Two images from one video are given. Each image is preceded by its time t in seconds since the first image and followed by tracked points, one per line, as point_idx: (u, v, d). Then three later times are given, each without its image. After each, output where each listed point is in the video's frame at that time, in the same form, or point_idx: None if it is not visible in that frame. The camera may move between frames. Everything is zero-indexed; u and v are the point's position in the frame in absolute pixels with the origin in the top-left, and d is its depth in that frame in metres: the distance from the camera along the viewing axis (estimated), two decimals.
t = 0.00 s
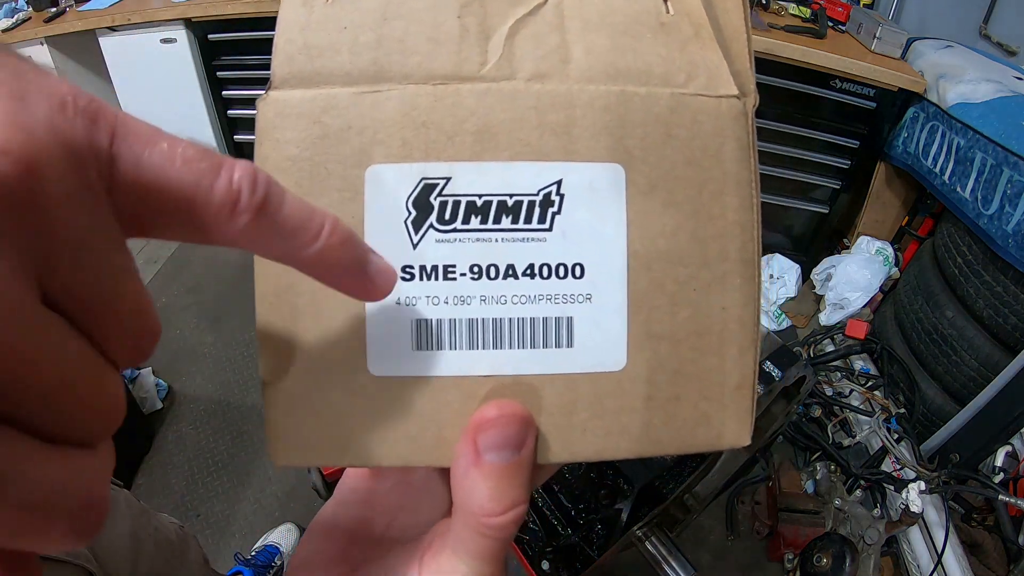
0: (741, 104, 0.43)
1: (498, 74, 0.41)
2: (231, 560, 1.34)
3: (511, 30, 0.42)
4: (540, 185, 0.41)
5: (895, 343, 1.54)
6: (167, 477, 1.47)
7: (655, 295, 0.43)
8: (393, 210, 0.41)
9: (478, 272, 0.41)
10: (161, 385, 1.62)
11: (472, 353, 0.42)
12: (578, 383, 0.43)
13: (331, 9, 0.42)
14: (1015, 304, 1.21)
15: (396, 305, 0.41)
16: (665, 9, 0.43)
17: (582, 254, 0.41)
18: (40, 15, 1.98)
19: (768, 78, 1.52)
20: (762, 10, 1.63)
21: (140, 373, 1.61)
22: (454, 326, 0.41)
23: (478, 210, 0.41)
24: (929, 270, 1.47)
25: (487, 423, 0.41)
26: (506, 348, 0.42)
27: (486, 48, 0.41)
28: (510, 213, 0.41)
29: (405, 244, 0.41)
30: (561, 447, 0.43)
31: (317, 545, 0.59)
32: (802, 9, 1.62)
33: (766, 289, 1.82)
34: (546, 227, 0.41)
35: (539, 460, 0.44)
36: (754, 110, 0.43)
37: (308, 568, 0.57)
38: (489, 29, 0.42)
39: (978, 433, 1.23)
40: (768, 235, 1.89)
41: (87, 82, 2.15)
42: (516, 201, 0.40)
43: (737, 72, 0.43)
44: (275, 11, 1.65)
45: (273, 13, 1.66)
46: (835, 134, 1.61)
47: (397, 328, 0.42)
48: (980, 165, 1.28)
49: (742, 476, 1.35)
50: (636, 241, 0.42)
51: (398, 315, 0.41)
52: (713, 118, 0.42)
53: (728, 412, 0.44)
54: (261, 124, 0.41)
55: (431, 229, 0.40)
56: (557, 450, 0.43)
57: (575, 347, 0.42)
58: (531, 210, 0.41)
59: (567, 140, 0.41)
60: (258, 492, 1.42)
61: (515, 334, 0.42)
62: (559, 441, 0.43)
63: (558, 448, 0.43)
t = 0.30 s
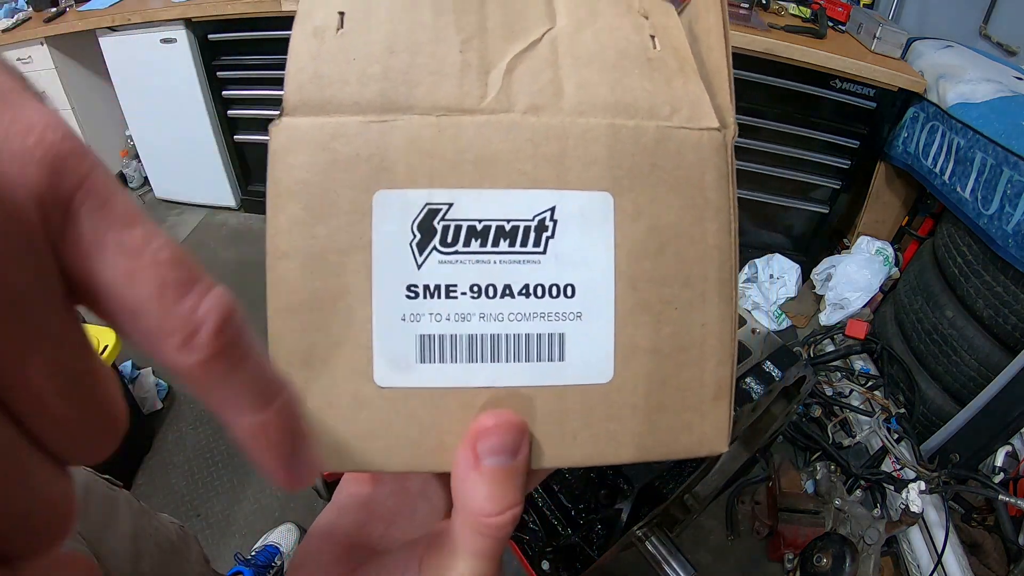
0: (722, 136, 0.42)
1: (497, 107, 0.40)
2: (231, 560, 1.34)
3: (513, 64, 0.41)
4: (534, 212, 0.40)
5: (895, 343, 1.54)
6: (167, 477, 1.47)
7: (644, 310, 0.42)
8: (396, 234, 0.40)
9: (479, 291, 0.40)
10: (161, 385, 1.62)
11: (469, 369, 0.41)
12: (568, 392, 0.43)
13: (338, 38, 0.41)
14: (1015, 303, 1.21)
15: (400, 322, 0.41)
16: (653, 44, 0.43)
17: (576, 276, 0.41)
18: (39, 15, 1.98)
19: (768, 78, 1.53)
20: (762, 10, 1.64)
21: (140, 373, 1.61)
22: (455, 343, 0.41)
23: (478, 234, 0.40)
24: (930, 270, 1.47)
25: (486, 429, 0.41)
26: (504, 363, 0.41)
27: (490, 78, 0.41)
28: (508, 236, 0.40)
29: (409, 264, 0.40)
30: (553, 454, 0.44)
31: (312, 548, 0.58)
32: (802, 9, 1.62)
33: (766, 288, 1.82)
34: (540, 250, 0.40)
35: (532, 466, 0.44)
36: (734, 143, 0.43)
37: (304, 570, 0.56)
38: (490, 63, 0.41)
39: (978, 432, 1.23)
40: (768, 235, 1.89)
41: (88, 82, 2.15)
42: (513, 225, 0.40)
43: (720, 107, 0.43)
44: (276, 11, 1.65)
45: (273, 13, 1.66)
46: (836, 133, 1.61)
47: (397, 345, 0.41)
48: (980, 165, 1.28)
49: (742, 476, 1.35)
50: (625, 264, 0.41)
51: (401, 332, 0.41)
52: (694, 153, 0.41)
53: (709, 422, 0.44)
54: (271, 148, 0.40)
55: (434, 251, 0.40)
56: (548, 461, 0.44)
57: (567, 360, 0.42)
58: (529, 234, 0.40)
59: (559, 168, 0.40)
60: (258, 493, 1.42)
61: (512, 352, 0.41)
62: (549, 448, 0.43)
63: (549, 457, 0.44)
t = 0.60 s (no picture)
0: (706, 139, 0.40)
1: (486, 113, 0.38)
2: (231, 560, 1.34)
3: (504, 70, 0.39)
4: (523, 216, 0.38)
5: (895, 343, 1.54)
6: (167, 477, 1.47)
7: (634, 313, 0.40)
8: (384, 238, 0.38)
9: (470, 296, 0.38)
10: (161, 385, 1.62)
11: (460, 376, 0.39)
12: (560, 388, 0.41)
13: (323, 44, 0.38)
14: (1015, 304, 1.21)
15: (392, 327, 0.39)
16: (637, 51, 0.41)
17: (567, 280, 0.39)
18: (39, 15, 1.99)
19: (768, 78, 1.54)
20: (762, 10, 1.63)
21: (140, 373, 1.62)
22: (449, 350, 0.39)
23: (469, 239, 0.38)
24: (930, 270, 1.47)
25: (483, 433, 0.39)
26: (499, 368, 0.40)
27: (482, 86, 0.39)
28: (497, 241, 0.38)
29: (401, 269, 0.38)
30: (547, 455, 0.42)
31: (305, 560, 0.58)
32: (803, 9, 1.62)
33: (766, 288, 1.82)
34: (531, 253, 0.38)
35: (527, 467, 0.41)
36: (719, 145, 0.40)
37: None
38: (477, 69, 0.39)
39: (978, 433, 1.23)
40: (767, 235, 1.89)
41: (88, 83, 2.16)
42: (504, 229, 0.38)
43: (702, 109, 0.40)
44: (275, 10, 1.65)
45: (272, 13, 1.65)
46: (835, 133, 1.62)
47: (389, 351, 0.39)
48: (980, 165, 1.28)
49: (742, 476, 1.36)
50: (615, 268, 0.39)
51: (394, 339, 0.39)
52: (681, 153, 0.39)
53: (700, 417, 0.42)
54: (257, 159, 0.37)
55: (425, 257, 0.38)
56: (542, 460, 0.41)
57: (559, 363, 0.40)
58: (518, 239, 0.38)
59: (548, 174, 0.38)
60: (258, 492, 1.42)
61: (502, 360, 0.40)
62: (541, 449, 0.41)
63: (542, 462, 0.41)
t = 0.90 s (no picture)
0: (678, 43, 0.39)
1: (435, 28, 0.38)
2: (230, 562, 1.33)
3: None
4: (485, 133, 0.37)
5: (895, 343, 1.54)
6: (167, 477, 1.47)
7: (617, 233, 0.39)
8: (333, 172, 0.37)
9: (431, 227, 0.37)
10: (161, 385, 1.62)
11: (425, 311, 0.38)
12: (548, 345, 0.40)
13: None
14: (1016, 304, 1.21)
15: (347, 270, 0.38)
16: None
17: (536, 201, 0.38)
18: (40, 15, 1.99)
19: (769, 78, 1.54)
20: (762, 10, 1.64)
21: (140, 373, 1.62)
22: (412, 287, 0.38)
23: (425, 165, 0.37)
24: (930, 270, 1.47)
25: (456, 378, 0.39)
26: (469, 302, 0.39)
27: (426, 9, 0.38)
28: (459, 163, 0.37)
29: (353, 206, 0.37)
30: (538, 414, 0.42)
31: (302, 531, 0.59)
32: (803, 9, 1.62)
33: (766, 288, 1.82)
34: (496, 175, 0.37)
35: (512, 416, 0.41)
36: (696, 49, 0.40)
37: (294, 551, 0.57)
38: None
39: (979, 433, 1.23)
40: (768, 234, 1.89)
41: (88, 83, 2.15)
42: (462, 152, 0.37)
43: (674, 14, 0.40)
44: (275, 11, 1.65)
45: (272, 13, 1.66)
46: (835, 134, 1.62)
47: (348, 293, 0.38)
48: (980, 165, 1.28)
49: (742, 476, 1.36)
50: (589, 183, 0.38)
51: (351, 279, 0.38)
52: (654, 59, 0.39)
53: (696, 341, 0.41)
54: (192, 100, 0.37)
55: (378, 187, 0.37)
56: (533, 407, 0.41)
57: (537, 294, 0.39)
58: (480, 158, 0.37)
59: (508, 85, 0.38)
60: (258, 492, 1.42)
61: (473, 288, 0.38)
62: (529, 402, 0.41)
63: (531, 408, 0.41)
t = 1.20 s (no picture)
0: (619, 72, 0.40)
1: (416, 63, 0.38)
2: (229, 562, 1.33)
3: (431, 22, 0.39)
4: (455, 148, 0.38)
5: (895, 343, 1.54)
6: (167, 477, 1.47)
7: (571, 238, 0.40)
8: (330, 182, 0.38)
9: (416, 226, 0.38)
10: (161, 385, 1.62)
11: (409, 305, 0.39)
12: (515, 325, 0.41)
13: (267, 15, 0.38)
14: (1015, 304, 1.21)
15: (345, 263, 0.38)
16: None
17: (504, 201, 0.39)
18: (40, 15, 1.99)
19: (773, 78, 1.54)
20: (762, 10, 1.64)
21: (140, 373, 1.62)
22: (403, 280, 0.39)
23: (410, 174, 0.38)
24: (930, 270, 1.47)
25: (439, 344, 0.39)
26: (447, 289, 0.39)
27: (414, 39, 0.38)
28: (436, 173, 0.38)
29: (348, 210, 0.38)
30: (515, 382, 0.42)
31: (290, 512, 0.59)
32: (802, 9, 1.62)
33: (766, 289, 1.83)
34: (467, 183, 0.38)
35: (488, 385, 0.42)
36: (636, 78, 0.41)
37: (284, 532, 0.57)
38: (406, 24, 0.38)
39: (979, 433, 1.23)
40: (768, 235, 1.89)
41: (88, 83, 2.15)
42: (441, 163, 0.38)
43: (616, 45, 0.40)
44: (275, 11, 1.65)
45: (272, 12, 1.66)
46: (835, 133, 1.62)
47: (344, 285, 0.38)
48: (980, 165, 1.28)
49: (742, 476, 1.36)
50: (548, 189, 0.39)
51: (348, 272, 0.38)
52: (600, 91, 0.39)
53: (638, 326, 0.42)
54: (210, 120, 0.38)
55: (370, 195, 0.38)
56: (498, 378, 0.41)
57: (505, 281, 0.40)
58: (453, 169, 0.38)
59: (477, 111, 0.38)
60: (258, 492, 1.42)
61: (449, 287, 0.39)
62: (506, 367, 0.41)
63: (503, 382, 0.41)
